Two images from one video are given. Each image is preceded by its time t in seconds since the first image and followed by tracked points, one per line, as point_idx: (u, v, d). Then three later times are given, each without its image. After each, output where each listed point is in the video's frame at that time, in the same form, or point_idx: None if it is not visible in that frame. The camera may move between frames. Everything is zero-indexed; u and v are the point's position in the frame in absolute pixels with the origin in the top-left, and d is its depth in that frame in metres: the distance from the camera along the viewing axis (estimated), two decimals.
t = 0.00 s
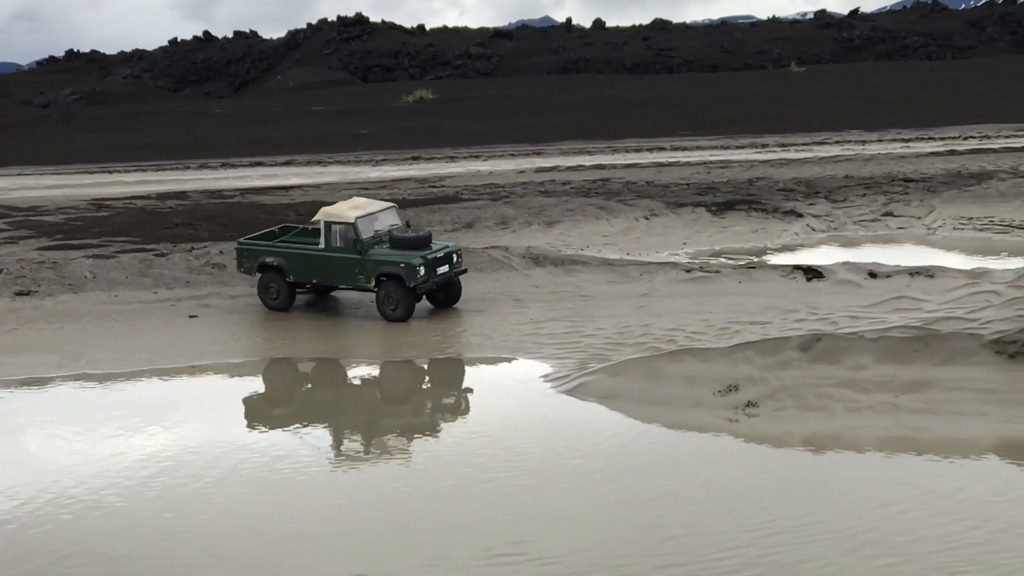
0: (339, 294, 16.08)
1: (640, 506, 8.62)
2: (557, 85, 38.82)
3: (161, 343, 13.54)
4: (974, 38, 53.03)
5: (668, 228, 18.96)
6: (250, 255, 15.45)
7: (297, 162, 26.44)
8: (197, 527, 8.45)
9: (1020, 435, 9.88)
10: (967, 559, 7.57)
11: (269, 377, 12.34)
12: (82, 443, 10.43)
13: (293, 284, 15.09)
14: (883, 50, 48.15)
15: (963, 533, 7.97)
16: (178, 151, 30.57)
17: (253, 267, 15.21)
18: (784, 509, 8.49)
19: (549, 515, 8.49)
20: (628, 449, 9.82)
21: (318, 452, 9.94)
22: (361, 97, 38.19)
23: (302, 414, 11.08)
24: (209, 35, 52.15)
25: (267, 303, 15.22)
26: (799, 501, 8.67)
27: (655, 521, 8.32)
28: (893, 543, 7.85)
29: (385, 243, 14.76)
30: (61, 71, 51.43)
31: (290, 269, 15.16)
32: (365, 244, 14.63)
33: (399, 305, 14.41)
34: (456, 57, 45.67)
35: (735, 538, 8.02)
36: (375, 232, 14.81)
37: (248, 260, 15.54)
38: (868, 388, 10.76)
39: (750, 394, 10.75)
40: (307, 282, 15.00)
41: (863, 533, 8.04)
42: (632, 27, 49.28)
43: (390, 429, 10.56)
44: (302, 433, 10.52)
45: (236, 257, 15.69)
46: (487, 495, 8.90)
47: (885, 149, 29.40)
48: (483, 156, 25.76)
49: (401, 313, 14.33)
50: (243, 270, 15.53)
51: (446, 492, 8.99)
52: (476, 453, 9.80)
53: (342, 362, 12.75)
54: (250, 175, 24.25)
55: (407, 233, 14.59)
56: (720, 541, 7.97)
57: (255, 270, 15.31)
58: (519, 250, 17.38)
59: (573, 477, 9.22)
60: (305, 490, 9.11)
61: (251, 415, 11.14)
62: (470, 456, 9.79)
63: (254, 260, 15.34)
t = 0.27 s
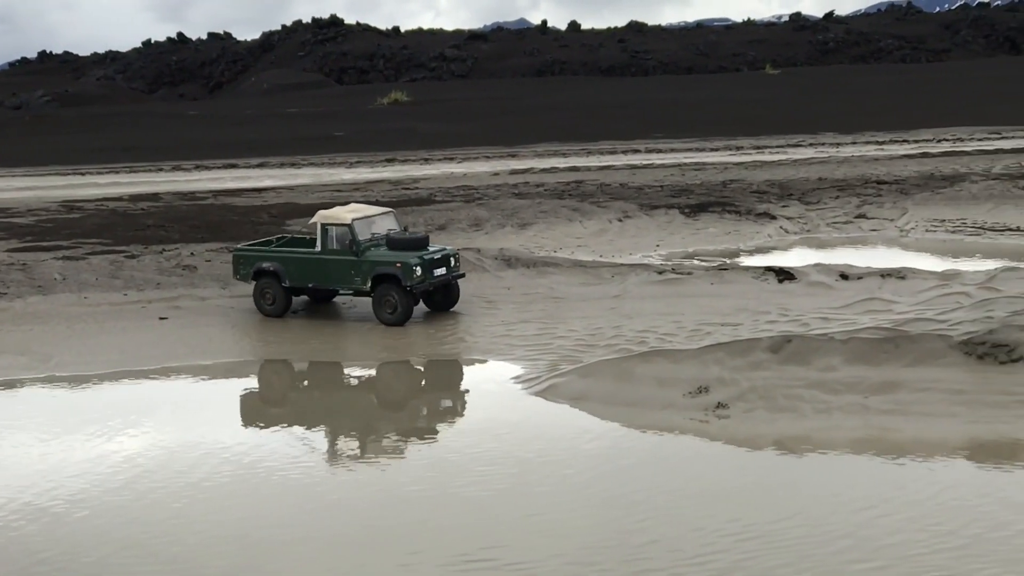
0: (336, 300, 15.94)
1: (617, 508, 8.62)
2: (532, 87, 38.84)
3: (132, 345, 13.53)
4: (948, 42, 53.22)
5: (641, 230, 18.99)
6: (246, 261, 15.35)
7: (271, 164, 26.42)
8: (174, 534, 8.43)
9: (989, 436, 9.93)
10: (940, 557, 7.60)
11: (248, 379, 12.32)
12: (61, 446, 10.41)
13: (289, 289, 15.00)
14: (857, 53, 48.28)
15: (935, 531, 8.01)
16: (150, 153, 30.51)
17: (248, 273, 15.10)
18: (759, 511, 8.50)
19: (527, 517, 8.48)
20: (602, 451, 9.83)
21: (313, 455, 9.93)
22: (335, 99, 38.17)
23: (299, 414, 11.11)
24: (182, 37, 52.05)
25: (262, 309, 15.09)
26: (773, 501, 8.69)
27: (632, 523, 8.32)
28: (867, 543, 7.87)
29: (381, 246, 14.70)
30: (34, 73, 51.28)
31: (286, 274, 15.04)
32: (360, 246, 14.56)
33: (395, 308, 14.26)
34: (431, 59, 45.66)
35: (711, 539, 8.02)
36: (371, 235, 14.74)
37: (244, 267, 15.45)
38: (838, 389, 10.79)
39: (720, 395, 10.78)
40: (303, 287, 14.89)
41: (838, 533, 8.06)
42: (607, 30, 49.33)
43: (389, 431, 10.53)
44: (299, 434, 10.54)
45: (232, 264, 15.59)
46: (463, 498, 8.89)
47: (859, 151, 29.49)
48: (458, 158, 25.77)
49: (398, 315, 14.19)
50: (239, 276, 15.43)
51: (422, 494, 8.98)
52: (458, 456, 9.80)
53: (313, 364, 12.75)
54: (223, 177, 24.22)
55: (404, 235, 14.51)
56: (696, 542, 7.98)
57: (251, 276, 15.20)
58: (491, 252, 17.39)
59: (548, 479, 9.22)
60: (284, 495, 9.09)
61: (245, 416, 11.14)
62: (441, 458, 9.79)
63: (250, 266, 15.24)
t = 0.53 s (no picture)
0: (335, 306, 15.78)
1: (595, 512, 8.61)
2: (509, 92, 38.86)
3: (104, 349, 13.49)
4: (924, 47, 53.43)
5: (617, 234, 19.01)
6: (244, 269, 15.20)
7: (246, 168, 26.37)
8: (151, 538, 8.40)
9: (960, 439, 9.97)
10: (914, 561, 7.61)
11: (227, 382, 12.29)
12: (41, 451, 10.37)
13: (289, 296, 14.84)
14: (834, 58, 48.41)
15: (909, 535, 8.02)
16: (125, 158, 30.43)
17: (246, 281, 14.95)
18: (735, 515, 8.50)
19: (504, 521, 8.47)
20: (579, 456, 9.82)
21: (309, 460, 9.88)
22: (311, 103, 38.13)
23: (298, 418, 11.07)
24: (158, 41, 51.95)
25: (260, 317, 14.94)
26: (748, 505, 8.69)
27: (609, 528, 8.31)
28: (842, 546, 7.88)
29: (381, 252, 14.53)
30: (8, 76, 51.12)
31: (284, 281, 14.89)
32: (361, 252, 14.39)
33: (396, 315, 14.08)
34: (408, 64, 45.68)
35: (687, 543, 8.02)
36: (371, 242, 14.58)
37: (242, 275, 15.30)
38: (811, 393, 10.81)
39: (693, 399, 10.78)
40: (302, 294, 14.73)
41: (813, 537, 8.06)
42: (585, 34, 49.40)
43: (387, 436, 10.47)
44: (297, 438, 10.50)
45: (230, 271, 15.44)
46: (440, 502, 8.87)
47: (835, 156, 29.58)
48: (434, 163, 25.77)
49: (399, 321, 14.01)
50: (237, 284, 15.27)
51: (400, 498, 8.96)
52: (445, 460, 9.77)
53: (286, 370, 12.72)
54: (198, 182, 24.17)
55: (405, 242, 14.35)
56: (672, 546, 7.97)
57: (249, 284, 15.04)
58: (465, 256, 17.39)
59: (525, 483, 9.21)
60: (263, 499, 9.07)
61: (240, 420, 11.09)
62: (418, 462, 9.77)
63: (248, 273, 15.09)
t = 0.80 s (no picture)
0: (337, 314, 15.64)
1: (576, 519, 8.61)
2: (489, 99, 38.89)
3: (79, 357, 13.47)
4: (902, 54, 53.64)
5: (596, 241, 19.04)
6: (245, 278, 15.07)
7: (224, 176, 26.36)
8: (133, 547, 8.38)
9: (935, 445, 10.01)
10: (893, 566, 7.63)
11: (206, 391, 12.25)
12: (32, 460, 10.34)
13: (290, 305, 14.71)
14: (814, 65, 48.53)
15: (888, 540, 8.05)
16: (104, 165, 30.39)
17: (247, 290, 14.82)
18: (716, 521, 8.51)
19: (486, 528, 8.47)
20: (562, 462, 9.82)
21: (306, 468, 9.85)
22: (291, 110, 38.11)
23: (301, 426, 11.02)
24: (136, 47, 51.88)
25: (262, 326, 14.81)
26: (728, 511, 8.70)
27: (591, 535, 8.31)
28: (822, 552, 7.90)
29: (384, 260, 14.40)
30: None
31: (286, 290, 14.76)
32: (364, 261, 14.26)
33: (401, 324, 13.94)
34: (387, 71, 45.70)
35: (668, 548, 8.03)
36: (373, 249, 14.44)
37: (243, 283, 15.18)
38: (787, 399, 10.83)
39: (669, 406, 10.80)
40: (304, 303, 14.60)
41: (793, 542, 8.08)
42: (565, 42, 49.46)
43: (391, 443, 10.41)
44: (300, 447, 10.44)
45: (230, 280, 15.30)
46: (423, 508, 8.87)
47: (814, 163, 29.65)
48: (414, 170, 25.76)
49: (404, 330, 13.87)
50: (238, 293, 15.13)
51: (383, 505, 8.96)
52: (433, 468, 9.76)
53: (263, 377, 12.71)
54: (176, 189, 24.14)
55: (408, 249, 14.21)
56: (654, 552, 7.98)
57: (250, 293, 14.91)
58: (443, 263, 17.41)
59: (508, 489, 9.21)
60: (247, 506, 9.05)
61: (236, 429, 11.05)
62: (400, 469, 9.77)
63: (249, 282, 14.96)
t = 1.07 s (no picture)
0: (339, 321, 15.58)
1: (559, 522, 8.59)
2: (469, 104, 38.89)
3: (56, 361, 13.44)
4: (882, 60, 53.80)
5: (575, 246, 19.05)
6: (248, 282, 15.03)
7: (204, 180, 26.31)
8: (117, 549, 8.33)
9: (913, 449, 10.04)
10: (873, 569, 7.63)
11: (184, 395, 12.21)
12: (25, 461, 10.29)
13: (293, 311, 14.66)
14: (794, 70, 48.62)
15: (868, 543, 8.06)
16: (83, 170, 30.31)
17: (250, 295, 14.78)
18: (699, 524, 8.51)
19: (470, 531, 8.44)
20: (545, 466, 9.80)
21: (299, 472, 9.80)
22: (270, 115, 38.07)
23: (304, 430, 10.96)
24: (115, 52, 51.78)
25: (264, 331, 14.76)
26: (710, 514, 8.69)
27: (575, 538, 8.29)
28: (803, 555, 7.90)
29: (390, 267, 14.39)
30: None
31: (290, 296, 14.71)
32: (369, 267, 14.25)
33: (406, 331, 13.89)
34: (368, 76, 45.70)
35: (650, 551, 8.02)
36: (379, 256, 14.45)
37: (245, 288, 15.13)
38: (765, 403, 10.84)
39: (647, 410, 10.80)
40: (308, 310, 14.56)
41: (776, 546, 8.07)
42: (545, 47, 49.51)
43: (395, 448, 10.35)
44: (304, 450, 10.38)
45: (233, 285, 15.26)
46: (406, 512, 8.84)
47: (794, 168, 29.71)
48: (394, 175, 25.75)
49: (408, 337, 13.82)
50: (241, 297, 15.08)
51: (369, 508, 8.94)
52: (423, 472, 9.74)
53: (241, 381, 12.68)
54: (154, 194, 24.09)
55: (414, 257, 14.20)
56: (637, 555, 7.97)
57: (253, 298, 14.87)
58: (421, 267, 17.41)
59: (491, 493, 9.19)
60: (231, 510, 9.01)
61: (230, 432, 10.99)
62: (379, 473, 9.73)
63: (252, 288, 14.93)
